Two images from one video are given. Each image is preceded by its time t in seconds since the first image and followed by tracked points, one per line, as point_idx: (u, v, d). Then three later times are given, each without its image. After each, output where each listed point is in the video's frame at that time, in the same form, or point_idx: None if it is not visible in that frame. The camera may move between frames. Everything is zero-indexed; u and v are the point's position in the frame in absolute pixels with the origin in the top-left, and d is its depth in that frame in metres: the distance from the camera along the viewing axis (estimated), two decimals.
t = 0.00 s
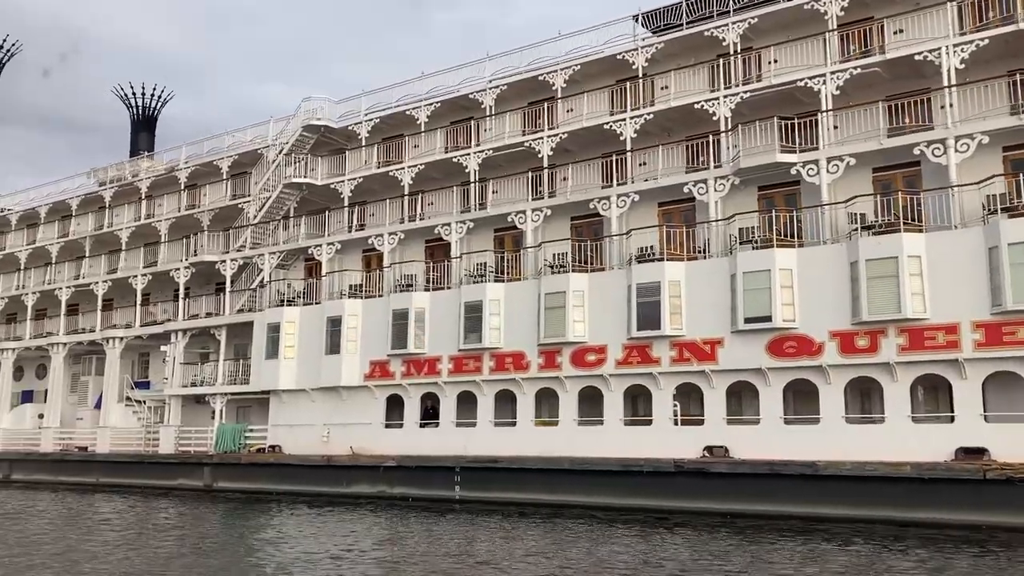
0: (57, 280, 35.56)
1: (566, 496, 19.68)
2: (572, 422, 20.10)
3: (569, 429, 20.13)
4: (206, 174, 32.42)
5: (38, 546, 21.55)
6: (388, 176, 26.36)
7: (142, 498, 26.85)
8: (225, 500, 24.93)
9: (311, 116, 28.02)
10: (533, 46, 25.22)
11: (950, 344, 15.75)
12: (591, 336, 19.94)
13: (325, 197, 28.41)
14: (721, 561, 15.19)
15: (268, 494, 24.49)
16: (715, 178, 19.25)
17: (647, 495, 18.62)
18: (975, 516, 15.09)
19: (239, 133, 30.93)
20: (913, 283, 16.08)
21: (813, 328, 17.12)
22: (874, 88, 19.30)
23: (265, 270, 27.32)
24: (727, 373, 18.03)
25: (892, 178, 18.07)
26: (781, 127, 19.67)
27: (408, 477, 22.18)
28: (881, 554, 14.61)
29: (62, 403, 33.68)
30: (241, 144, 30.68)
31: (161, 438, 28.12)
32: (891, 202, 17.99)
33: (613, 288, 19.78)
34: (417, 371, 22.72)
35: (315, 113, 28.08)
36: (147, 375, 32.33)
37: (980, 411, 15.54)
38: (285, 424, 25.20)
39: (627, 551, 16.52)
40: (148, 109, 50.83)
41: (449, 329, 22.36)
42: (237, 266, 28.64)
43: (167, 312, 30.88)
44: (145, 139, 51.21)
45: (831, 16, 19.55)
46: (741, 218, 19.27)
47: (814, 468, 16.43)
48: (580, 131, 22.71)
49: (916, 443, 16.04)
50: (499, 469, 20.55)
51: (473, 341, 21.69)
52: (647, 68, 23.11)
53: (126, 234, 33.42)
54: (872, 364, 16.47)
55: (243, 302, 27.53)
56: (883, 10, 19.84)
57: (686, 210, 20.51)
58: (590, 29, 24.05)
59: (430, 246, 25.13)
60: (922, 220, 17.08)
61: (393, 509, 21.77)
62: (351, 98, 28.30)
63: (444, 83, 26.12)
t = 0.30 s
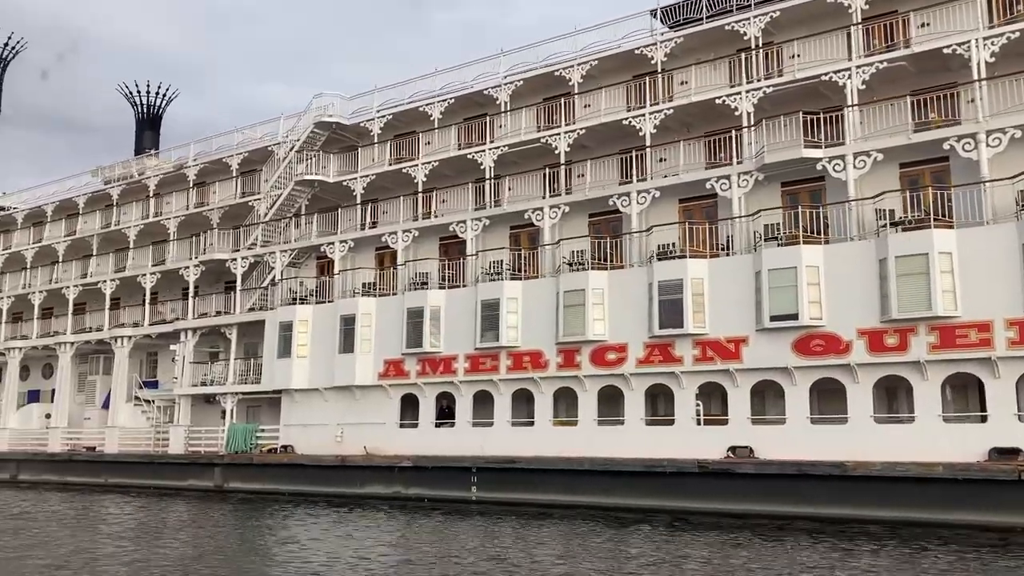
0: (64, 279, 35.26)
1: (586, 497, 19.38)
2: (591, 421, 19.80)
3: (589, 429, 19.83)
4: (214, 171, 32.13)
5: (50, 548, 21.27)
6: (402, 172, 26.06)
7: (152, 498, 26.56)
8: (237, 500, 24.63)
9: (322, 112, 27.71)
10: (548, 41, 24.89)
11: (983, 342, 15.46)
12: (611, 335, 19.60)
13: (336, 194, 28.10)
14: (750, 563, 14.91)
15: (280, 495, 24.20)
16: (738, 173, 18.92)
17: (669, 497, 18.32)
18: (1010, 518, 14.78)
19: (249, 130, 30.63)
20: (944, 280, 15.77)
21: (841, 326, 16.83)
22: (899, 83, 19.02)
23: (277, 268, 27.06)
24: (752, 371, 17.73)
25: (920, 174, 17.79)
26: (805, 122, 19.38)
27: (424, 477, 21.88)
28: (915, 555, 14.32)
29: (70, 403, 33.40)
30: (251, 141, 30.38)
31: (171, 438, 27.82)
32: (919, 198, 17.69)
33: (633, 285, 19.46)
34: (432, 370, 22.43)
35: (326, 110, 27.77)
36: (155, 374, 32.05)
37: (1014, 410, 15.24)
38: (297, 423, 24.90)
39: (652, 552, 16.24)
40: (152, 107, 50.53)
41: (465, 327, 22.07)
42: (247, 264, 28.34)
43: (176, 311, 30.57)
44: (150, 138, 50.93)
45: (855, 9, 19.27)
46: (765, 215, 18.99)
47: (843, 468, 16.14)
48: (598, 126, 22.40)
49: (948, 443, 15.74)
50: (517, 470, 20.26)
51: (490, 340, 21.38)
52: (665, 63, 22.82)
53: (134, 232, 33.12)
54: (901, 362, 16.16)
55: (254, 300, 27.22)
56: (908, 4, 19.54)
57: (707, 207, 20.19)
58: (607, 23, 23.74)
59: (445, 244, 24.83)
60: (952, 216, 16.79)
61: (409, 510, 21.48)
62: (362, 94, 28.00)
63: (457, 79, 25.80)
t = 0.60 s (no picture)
0: (71, 278, 34.94)
1: (606, 498, 19.08)
2: (612, 421, 19.49)
3: (609, 429, 19.53)
4: (224, 168, 31.80)
5: (61, 549, 20.98)
6: (415, 169, 25.74)
7: (162, 499, 26.25)
8: (248, 501, 24.33)
9: (334, 109, 27.41)
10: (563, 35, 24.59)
11: (1017, 340, 15.15)
12: (632, 333, 19.28)
13: (348, 191, 27.67)
14: (780, 564, 14.62)
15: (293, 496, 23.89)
16: (762, 169, 18.59)
17: (692, 497, 18.02)
18: None
19: (259, 127, 30.32)
20: (977, 276, 15.47)
21: (869, 324, 16.53)
22: (926, 77, 18.69)
23: (288, 266, 26.74)
24: (777, 370, 17.43)
25: (949, 169, 17.48)
26: (829, 117, 19.06)
27: (440, 478, 21.58)
28: (949, 557, 14.03)
29: (77, 402, 33.08)
30: (261, 138, 30.07)
31: (181, 438, 27.52)
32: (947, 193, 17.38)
33: (654, 282, 19.15)
34: (448, 369, 22.13)
35: (337, 106, 27.47)
36: (164, 373, 31.75)
37: None
38: (310, 423, 24.61)
39: (678, 553, 15.94)
40: (157, 106, 50.20)
41: (482, 325, 21.77)
42: (258, 262, 28.01)
43: (185, 310, 30.24)
44: (154, 136, 50.59)
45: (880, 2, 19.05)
46: (789, 211, 18.68)
47: (873, 469, 15.85)
48: (616, 122, 22.09)
49: (980, 443, 15.43)
50: (536, 470, 19.95)
51: (507, 338, 21.05)
52: (684, 58, 22.50)
53: (142, 230, 32.79)
54: (932, 361, 15.86)
55: (265, 299, 26.90)
56: None
57: (729, 203, 19.86)
58: (624, 18, 23.44)
59: (459, 241, 24.51)
60: (983, 212, 16.46)
61: (425, 511, 21.19)
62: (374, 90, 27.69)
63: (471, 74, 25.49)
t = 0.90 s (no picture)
0: (78, 276, 34.63)
1: (627, 499, 18.78)
2: (632, 421, 19.19)
3: (630, 429, 19.24)
4: (233, 166, 31.52)
5: (73, 551, 20.69)
6: (429, 166, 25.44)
7: (172, 499, 25.96)
8: (260, 502, 24.03)
9: (346, 105, 27.14)
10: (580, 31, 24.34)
11: None
12: (653, 332, 18.99)
13: (360, 188, 27.44)
14: (811, 566, 14.33)
15: (306, 496, 23.60)
16: (787, 165, 18.30)
17: (716, 498, 17.72)
18: None
19: (269, 124, 30.06)
20: (1011, 272, 15.17)
21: (898, 321, 16.26)
22: (953, 71, 18.41)
23: (300, 264, 26.45)
24: (804, 369, 17.14)
25: (979, 164, 17.19)
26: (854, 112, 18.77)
27: (456, 478, 21.29)
28: (985, 558, 13.75)
29: (84, 402, 32.78)
30: (271, 135, 29.80)
31: (191, 438, 27.23)
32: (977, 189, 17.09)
33: (676, 280, 18.87)
34: (464, 368, 21.85)
35: (349, 102, 27.19)
36: (172, 373, 31.46)
37: None
38: (323, 423, 24.33)
39: (704, 555, 15.66)
40: (162, 105, 49.92)
41: (499, 324, 21.48)
42: (269, 260, 27.70)
43: (194, 308, 29.95)
44: (159, 134, 50.29)
45: None
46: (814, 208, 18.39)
47: (904, 469, 15.56)
48: (635, 117, 21.80)
49: (1014, 443, 15.14)
50: (555, 471, 19.65)
51: (525, 337, 20.75)
52: (703, 53, 22.22)
53: (150, 228, 32.50)
54: (963, 359, 15.58)
55: (277, 297, 26.61)
56: None
57: (752, 199, 19.55)
58: (641, 12, 23.15)
59: (474, 239, 24.22)
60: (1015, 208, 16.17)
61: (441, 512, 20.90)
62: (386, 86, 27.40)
63: (485, 70, 25.23)
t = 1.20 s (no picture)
0: (84, 275, 34.32)
1: (650, 500, 18.47)
2: (654, 421, 18.89)
3: (651, 429, 18.93)
4: (242, 163, 31.19)
5: (86, 552, 20.39)
6: (443, 163, 25.12)
7: (183, 500, 25.66)
8: (273, 502, 23.73)
9: (357, 102, 26.85)
10: (596, 26, 24.04)
11: None
12: (675, 330, 18.67)
13: (372, 186, 27.14)
14: (845, 568, 14.03)
15: (319, 497, 23.31)
16: (812, 160, 18.00)
17: (741, 499, 17.44)
18: None
19: (279, 121, 29.77)
20: None
21: (929, 320, 15.95)
22: (981, 65, 18.09)
23: (311, 262, 26.13)
24: (831, 368, 16.84)
25: (1010, 159, 16.87)
26: (879, 107, 18.46)
27: (473, 479, 20.99)
28: None
29: (91, 402, 32.49)
30: (281, 132, 29.50)
31: (201, 438, 26.93)
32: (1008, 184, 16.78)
33: (698, 277, 18.56)
34: (481, 367, 21.55)
35: (361, 98, 26.90)
36: (181, 373, 31.16)
37: None
38: (336, 423, 24.03)
39: (732, 557, 15.36)
40: (166, 103, 49.63)
41: (516, 322, 21.18)
42: (280, 258, 27.39)
43: (204, 307, 29.63)
44: (163, 133, 49.98)
45: None
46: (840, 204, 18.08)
47: (936, 470, 15.26)
48: (653, 113, 21.49)
49: None
50: (575, 471, 19.35)
51: (543, 335, 20.43)
52: (723, 48, 21.90)
53: (158, 227, 32.18)
54: (997, 358, 15.27)
55: (288, 296, 26.30)
56: None
57: (776, 195, 19.24)
58: (659, 6, 22.83)
59: (490, 236, 23.90)
60: None
61: (458, 514, 20.59)
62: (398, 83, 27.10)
63: (500, 66, 24.95)
